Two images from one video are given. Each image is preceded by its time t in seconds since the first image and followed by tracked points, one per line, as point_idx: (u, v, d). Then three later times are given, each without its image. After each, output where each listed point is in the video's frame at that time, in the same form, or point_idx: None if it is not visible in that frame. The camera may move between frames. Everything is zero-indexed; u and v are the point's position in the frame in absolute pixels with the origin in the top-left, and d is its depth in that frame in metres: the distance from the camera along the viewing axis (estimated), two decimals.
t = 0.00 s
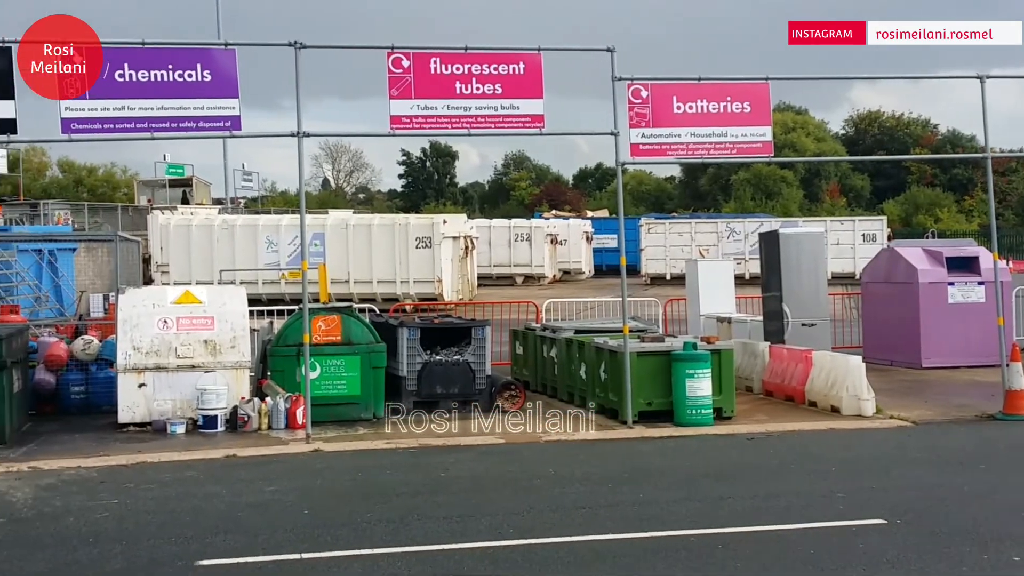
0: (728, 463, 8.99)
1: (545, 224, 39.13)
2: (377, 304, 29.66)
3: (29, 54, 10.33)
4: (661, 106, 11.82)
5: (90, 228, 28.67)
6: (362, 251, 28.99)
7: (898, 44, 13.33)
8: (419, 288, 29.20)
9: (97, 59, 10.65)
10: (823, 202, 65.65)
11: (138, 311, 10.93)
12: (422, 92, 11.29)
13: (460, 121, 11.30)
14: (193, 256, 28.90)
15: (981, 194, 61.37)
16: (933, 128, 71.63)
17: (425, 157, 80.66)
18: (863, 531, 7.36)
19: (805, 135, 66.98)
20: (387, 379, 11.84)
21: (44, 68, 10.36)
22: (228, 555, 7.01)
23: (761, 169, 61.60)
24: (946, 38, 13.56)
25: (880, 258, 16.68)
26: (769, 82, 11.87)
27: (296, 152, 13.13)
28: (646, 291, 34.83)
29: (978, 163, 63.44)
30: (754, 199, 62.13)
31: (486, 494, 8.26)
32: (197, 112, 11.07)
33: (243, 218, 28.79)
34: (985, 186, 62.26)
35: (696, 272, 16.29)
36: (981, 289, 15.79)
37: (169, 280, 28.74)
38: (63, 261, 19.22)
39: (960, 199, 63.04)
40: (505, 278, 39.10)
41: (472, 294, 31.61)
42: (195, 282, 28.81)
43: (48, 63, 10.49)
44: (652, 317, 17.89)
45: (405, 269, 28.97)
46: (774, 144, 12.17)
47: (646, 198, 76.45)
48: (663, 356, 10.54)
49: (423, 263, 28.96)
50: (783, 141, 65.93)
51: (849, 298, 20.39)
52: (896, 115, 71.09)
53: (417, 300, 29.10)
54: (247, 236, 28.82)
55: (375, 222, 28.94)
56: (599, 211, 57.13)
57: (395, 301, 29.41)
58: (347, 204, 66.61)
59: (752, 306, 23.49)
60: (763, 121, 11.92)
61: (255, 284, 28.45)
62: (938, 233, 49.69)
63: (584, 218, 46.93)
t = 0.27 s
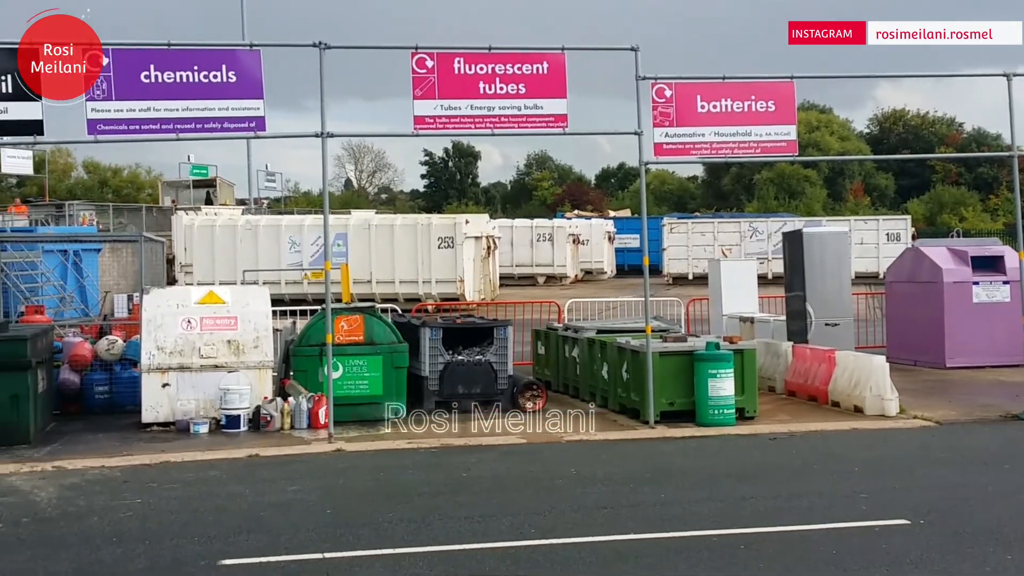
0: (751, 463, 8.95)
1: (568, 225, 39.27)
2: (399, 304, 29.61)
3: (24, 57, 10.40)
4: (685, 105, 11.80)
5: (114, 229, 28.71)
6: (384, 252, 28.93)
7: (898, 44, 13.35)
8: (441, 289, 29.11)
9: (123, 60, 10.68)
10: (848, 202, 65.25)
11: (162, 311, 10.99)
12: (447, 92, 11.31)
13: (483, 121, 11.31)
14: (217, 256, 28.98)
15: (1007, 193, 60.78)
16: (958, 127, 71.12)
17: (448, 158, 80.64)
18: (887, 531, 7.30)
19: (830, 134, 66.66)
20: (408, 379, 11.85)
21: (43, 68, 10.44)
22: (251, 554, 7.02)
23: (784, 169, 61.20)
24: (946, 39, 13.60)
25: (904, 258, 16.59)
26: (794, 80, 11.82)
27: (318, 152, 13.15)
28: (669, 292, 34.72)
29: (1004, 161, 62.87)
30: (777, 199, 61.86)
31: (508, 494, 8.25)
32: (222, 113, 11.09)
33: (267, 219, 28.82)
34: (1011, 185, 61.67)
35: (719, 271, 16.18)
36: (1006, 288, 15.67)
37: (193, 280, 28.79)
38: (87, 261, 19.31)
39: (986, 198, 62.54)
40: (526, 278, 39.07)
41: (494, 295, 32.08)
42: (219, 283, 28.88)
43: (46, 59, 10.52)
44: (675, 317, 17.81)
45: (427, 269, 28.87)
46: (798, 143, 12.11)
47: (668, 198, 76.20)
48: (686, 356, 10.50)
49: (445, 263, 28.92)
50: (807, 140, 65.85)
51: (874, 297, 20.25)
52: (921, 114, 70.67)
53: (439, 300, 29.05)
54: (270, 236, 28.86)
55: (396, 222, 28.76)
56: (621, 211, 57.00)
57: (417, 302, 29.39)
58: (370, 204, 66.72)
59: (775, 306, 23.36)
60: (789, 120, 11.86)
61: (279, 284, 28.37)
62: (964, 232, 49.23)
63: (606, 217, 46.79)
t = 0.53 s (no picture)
0: (773, 463, 8.95)
1: (590, 224, 39.16)
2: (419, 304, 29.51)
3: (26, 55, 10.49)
4: (707, 105, 11.84)
5: (135, 228, 28.76)
6: (406, 251, 28.96)
7: (898, 43, 13.58)
8: (463, 289, 29.08)
9: (147, 60, 10.70)
10: (869, 202, 65.01)
11: (185, 311, 11.02)
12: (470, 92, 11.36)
13: (506, 121, 11.35)
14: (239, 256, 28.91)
15: None
16: (979, 127, 70.95)
17: (470, 158, 80.80)
18: (909, 532, 7.29)
19: (851, 134, 66.64)
20: (430, 379, 11.86)
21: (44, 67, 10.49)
22: (274, 553, 7.03)
23: (806, 169, 61.28)
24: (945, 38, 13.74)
25: (925, 258, 16.58)
26: (816, 80, 11.83)
27: (343, 151, 13.18)
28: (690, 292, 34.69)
29: None
30: (799, 199, 61.92)
31: (530, 493, 8.26)
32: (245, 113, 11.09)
33: (288, 218, 28.83)
34: None
35: (740, 271, 16.11)
36: None
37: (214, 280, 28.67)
38: (109, 261, 19.21)
39: (1007, 199, 62.34)
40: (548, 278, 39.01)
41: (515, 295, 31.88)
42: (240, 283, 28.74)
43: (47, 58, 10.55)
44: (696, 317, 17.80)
45: (448, 269, 28.83)
46: (820, 143, 12.13)
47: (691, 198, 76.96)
48: (708, 356, 10.49)
49: (467, 263, 28.91)
50: (829, 141, 66.04)
51: (897, 297, 20.23)
52: (942, 114, 70.61)
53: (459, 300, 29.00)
54: (292, 236, 28.85)
55: (418, 222, 28.76)
56: (642, 212, 57.04)
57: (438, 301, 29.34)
58: (390, 204, 66.80)
59: (797, 306, 23.30)
60: (811, 121, 11.88)
61: (300, 283, 28.14)
62: (987, 232, 49.00)
63: (627, 218, 46.72)
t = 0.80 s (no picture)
0: (797, 463, 8.93)
1: (612, 224, 39.07)
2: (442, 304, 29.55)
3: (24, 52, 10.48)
4: (730, 104, 11.85)
5: (159, 229, 28.95)
6: (429, 251, 28.93)
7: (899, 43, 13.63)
8: (486, 288, 29.10)
9: (172, 61, 10.73)
10: (892, 201, 64.79)
11: (209, 310, 11.07)
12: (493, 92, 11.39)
13: (529, 121, 11.37)
14: (263, 256, 28.93)
15: None
16: (1003, 127, 70.66)
17: (492, 158, 81.13)
18: (934, 531, 7.27)
19: (874, 134, 66.49)
20: (453, 378, 11.90)
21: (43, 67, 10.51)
22: (299, 553, 7.05)
23: (829, 169, 61.24)
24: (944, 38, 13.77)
25: (949, 258, 16.52)
26: (840, 79, 11.81)
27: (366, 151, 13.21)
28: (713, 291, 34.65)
29: None
30: (822, 199, 61.89)
31: (554, 493, 8.26)
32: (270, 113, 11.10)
33: (312, 219, 28.87)
34: None
35: (764, 271, 16.21)
36: None
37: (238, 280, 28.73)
38: (134, 261, 19.09)
39: None
40: (571, 278, 39.00)
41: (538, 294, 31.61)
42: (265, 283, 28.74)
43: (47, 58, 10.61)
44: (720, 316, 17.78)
45: (471, 269, 28.87)
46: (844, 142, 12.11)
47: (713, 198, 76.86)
48: (731, 355, 10.50)
49: (489, 263, 28.90)
50: (853, 140, 65.99)
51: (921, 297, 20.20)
52: (966, 113, 70.46)
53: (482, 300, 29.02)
54: (316, 237, 28.88)
55: (441, 222, 28.77)
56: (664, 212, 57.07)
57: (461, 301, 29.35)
58: (412, 204, 66.99)
59: (820, 305, 23.27)
60: (835, 120, 11.86)
61: (323, 283, 28.17)
62: (1013, 232, 48.76)
63: (649, 217, 46.64)
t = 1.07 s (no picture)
0: (823, 464, 8.90)
1: (636, 224, 38.91)
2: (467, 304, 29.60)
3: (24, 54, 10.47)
4: (756, 104, 11.85)
5: (185, 228, 29.17)
6: (454, 252, 28.97)
7: (899, 43, 13.60)
8: (510, 288, 29.11)
9: (199, 62, 10.80)
10: (917, 201, 64.56)
11: (236, 310, 11.11)
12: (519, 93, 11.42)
13: (554, 121, 11.39)
14: (288, 256, 29.02)
15: None
16: None
17: (517, 158, 81.52)
18: (962, 532, 7.23)
19: (899, 134, 66.22)
20: (478, 377, 11.92)
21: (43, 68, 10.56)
22: (325, 552, 7.07)
23: (854, 169, 61.11)
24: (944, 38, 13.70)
25: (976, 258, 16.42)
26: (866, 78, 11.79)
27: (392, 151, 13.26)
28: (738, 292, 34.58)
29: None
30: (848, 199, 61.77)
31: (580, 493, 8.26)
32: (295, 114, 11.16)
33: (337, 219, 28.95)
34: None
35: (789, 271, 16.15)
36: None
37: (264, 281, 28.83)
38: (160, 261, 19.35)
39: None
40: (595, 278, 39.00)
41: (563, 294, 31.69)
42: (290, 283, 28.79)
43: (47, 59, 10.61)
44: (745, 316, 17.77)
45: (496, 269, 28.89)
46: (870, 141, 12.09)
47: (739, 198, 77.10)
48: (757, 355, 10.49)
49: (514, 262, 28.90)
50: (878, 140, 65.65)
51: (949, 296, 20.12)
52: (992, 113, 70.08)
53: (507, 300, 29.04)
54: (341, 237, 28.96)
55: (465, 222, 28.78)
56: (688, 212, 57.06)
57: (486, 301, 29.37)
58: (436, 204, 67.15)
59: (847, 305, 23.19)
60: (861, 119, 11.85)
61: (348, 283, 28.26)
62: None
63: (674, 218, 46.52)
